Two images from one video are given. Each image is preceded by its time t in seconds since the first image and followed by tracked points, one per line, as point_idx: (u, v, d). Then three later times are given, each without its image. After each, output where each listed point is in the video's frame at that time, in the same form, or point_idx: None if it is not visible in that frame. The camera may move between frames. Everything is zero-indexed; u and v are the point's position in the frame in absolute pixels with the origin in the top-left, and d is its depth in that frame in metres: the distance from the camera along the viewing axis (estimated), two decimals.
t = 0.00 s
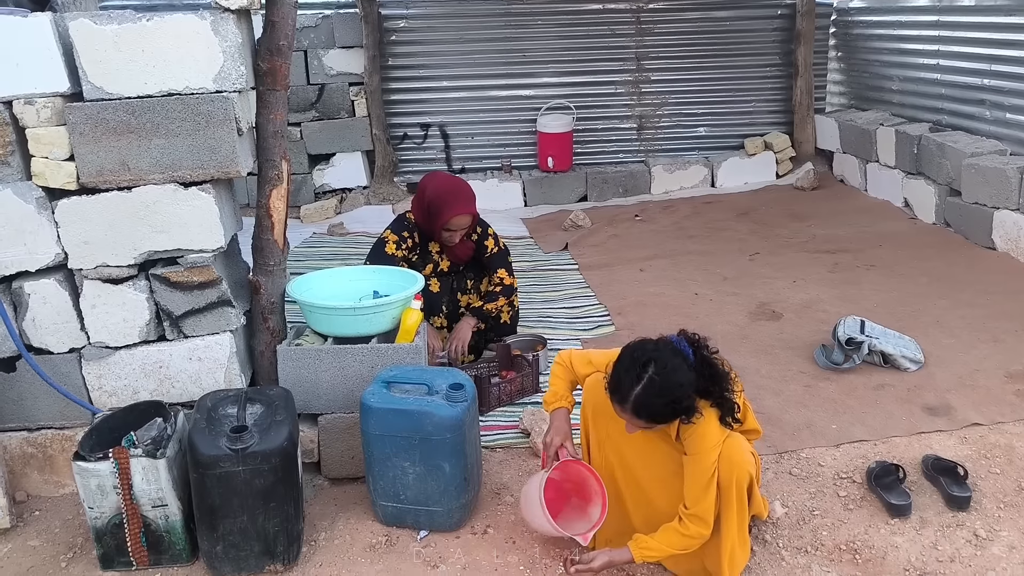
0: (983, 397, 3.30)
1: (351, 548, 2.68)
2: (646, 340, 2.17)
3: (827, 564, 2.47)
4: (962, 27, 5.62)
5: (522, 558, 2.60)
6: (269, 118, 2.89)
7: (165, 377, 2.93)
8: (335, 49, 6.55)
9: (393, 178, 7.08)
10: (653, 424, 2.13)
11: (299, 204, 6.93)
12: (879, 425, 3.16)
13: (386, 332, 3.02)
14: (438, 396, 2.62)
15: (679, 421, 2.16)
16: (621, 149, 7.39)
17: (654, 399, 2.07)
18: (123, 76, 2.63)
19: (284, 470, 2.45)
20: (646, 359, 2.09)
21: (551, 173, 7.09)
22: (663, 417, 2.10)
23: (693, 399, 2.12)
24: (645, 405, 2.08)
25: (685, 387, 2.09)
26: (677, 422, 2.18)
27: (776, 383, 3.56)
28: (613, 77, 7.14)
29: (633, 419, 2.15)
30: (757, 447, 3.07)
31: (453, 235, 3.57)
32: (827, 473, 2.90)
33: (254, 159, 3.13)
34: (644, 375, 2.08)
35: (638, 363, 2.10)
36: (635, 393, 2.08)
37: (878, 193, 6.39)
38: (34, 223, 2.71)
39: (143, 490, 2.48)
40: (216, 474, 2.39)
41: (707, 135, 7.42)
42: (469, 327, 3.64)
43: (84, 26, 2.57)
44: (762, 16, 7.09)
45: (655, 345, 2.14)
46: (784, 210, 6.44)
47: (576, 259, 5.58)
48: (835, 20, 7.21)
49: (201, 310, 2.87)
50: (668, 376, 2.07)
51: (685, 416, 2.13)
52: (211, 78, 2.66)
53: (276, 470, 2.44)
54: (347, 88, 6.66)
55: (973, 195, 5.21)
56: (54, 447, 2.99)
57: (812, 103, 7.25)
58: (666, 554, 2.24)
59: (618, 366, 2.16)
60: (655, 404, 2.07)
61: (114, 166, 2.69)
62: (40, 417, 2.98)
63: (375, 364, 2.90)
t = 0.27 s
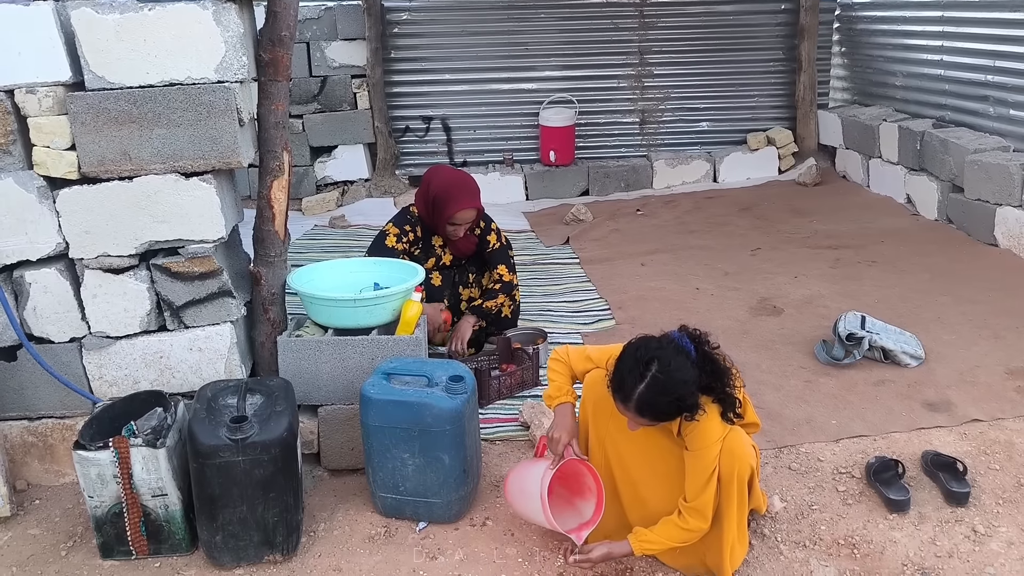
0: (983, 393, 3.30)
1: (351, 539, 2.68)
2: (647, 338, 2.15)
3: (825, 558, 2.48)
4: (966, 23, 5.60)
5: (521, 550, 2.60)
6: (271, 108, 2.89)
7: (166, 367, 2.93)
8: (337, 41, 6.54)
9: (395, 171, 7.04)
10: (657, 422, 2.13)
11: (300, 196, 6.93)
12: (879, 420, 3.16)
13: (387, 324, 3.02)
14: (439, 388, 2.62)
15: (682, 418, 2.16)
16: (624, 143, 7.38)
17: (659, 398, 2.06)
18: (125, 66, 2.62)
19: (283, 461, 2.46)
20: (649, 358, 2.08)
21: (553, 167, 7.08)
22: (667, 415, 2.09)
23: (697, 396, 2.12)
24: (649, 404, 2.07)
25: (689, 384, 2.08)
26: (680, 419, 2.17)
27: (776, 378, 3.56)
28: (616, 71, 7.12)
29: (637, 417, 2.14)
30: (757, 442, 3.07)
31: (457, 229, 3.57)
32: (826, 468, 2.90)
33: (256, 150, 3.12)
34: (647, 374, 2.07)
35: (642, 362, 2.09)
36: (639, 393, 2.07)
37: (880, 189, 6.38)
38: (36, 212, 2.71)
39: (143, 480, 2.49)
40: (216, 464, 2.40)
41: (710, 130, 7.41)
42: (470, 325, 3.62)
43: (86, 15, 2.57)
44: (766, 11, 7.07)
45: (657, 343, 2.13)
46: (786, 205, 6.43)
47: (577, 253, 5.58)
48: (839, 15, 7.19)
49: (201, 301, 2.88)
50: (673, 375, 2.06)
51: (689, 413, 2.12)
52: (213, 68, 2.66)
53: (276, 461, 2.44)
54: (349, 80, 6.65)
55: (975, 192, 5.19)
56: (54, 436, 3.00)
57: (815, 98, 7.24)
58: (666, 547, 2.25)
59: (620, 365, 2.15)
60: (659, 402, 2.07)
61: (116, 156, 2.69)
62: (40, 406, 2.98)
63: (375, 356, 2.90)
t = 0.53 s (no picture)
0: (984, 390, 3.30)
1: (352, 532, 2.69)
2: (650, 332, 2.15)
3: (825, 553, 2.48)
4: (970, 20, 5.60)
5: (521, 544, 2.61)
6: (274, 102, 2.89)
7: (168, 360, 2.94)
8: (340, 35, 6.54)
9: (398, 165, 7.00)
10: (660, 416, 2.14)
11: (303, 190, 6.93)
12: (879, 417, 3.16)
13: (389, 318, 3.03)
14: (440, 382, 2.63)
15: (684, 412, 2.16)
16: (627, 139, 7.37)
17: (662, 392, 2.07)
18: (128, 58, 2.63)
19: (286, 453, 2.47)
20: (652, 352, 2.09)
21: (555, 162, 7.07)
22: (670, 409, 2.10)
23: (700, 390, 2.12)
24: (651, 398, 2.07)
25: (692, 378, 2.09)
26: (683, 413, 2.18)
27: (778, 374, 3.57)
28: (619, 67, 7.12)
29: (639, 411, 2.14)
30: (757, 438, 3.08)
31: (459, 226, 3.57)
32: (827, 464, 2.90)
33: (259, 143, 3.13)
34: (650, 369, 2.07)
35: (644, 356, 2.09)
36: (641, 387, 2.07)
37: (883, 186, 6.37)
38: (39, 204, 2.72)
39: (146, 471, 2.50)
40: (218, 456, 2.40)
41: (713, 126, 7.40)
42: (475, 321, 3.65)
43: (90, 8, 2.58)
44: (769, 7, 7.06)
45: (660, 337, 2.13)
46: (788, 202, 6.42)
47: (579, 249, 5.58)
48: (843, 11, 7.17)
49: (204, 294, 2.88)
50: (676, 369, 2.07)
51: (692, 407, 2.13)
52: (217, 61, 2.66)
53: (278, 453, 2.45)
54: (352, 75, 6.65)
55: (978, 189, 5.19)
56: (57, 428, 3.01)
57: (819, 95, 7.23)
58: (666, 543, 2.25)
59: (623, 359, 2.15)
60: (663, 396, 2.07)
61: (119, 148, 2.69)
62: (43, 398, 3.00)
63: (377, 349, 2.91)
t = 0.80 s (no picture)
0: (990, 389, 3.30)
1: (358, 529, 2.71)
2: (655, 327, 2.16)
3: (830, 552, 2.49)
4: (977, 19, 5.59)
5: (526, 541, 2.61)
6: (281, 100, 2.90)
7: (175, 357, 2.95)
8: (346, 33, 6.54)
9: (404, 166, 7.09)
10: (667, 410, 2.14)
11: (308, 188, 6.94)
12: (884, 415, 3.16)
13: (395, 316, 3.04)
14: (446, 380, 2.64)
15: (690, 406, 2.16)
16: (631, 138, 7.37)
17: (668, 386, 2.07)
18: (136, 57, 2.64)
19: (292, 451, 2.48)
20: (657, 346, 2.09)
21: (560, 160, 7.07)
22: (677, 402, 2.10)
23: (705, 383, 2.13)
24: (656, 391, 2.07)
25: (697, 371, 2.09)
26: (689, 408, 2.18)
27: (783, 372, 3.57)
28: (624, 65, 7.11)
29: (645, 406, 2.15)
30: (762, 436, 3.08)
31: (461, 227, 3.59)
32: (832, 463, 2.90)
33: (265, 142, 3.14)
34: (655, 362, 2.08)
35: (649, 350, 2.10)
36: (646, 380, 2.08)
37: (888, 185, 6.36)
38: (47, 202, 2.74)
39: (153, 468, 2.51)
40: (225, 453, 2.41)
41: (718, 125, 7.39)
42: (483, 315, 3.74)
43: (98, 6, 2.59)
44: (775, 6, 7.05)
45: (665, 331, 2.13)
46: (793, 201, 6.42)
47: (584, 247, 5.58)
48: (848, 10, 7.16)
49: (211, 292, 2.90)
50: (681, 362, 2.07)
51: (698, 401, 2.14)
52: (224, 59, 2.67)
53: (285, 450, 2.46)
54: (357, 73, 6.66)
55: (984, 188, 5.18)
56: (64, 425, 3.02)
57: (824, 94, 7.22)
58: (672, 540, 2.25)
59: (628, 354, 2.15)
60: (669, 390, 2.08)
61: (126, 147, 2.70)
62: (51, 394, 3.01)
63: (382, 347, 2.92)
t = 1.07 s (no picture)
0: (999, 390, 3.29)
1: (366, 529, 2.71)
2: (661, 320, 2.17)
3: (839, 553, 2.48)
4: (986, 18, 5.57)
5: (534, 541, 2.62)
6: (289, 101, 2.91)
7: (185, 357, 2.97)
8: (354, 34, 6.56)
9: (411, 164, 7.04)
10: (672, 402, 2.15)
11: (316, 189, 6.96)
12: (893, 416, 3.16)
13: (404, 316, 3.05)
14: (454, 380, 2.64)
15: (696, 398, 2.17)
16: (639, 138, 7.36)
17: (672, 377, 2.08)
18: (146, 59, 2.66)
19: (301, 451, 2.49)
20: (661, 339, 2.11)
21: (568, 161, 7.07)
22: (681, 394, 2.11)
23: (711, 376, 2.13)
24: (660, 383, 2.09)
25: (702, 364, 2.10)
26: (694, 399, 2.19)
27: (791, 373, 3.56)
28: (632, 65, 7.11)
29: (650, 398, 2.16)
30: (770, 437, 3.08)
31: (471, 228, 3.61)
32: (840, 463, 2.90)
33: (274, 143, 3.15)
34: (660, 354, 2.09)
35: (653, 342, 2.12)
36: (650, 372, 2.09)
37: (897, 185, 6.34)
38: (58, 203, 2.76)
39: (163, 468, 2.52)
40: (235, 453, 2.43)
41: (726, 125, 7.38)
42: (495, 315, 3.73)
43: (108, 8, 2.60)
44: (783, 6, 7.04)
45: (670, 324, 2.15)
46: (801, 201, 6.40)
47: (592, 247, 5.58)
48: (856, 9, 7.14)
49: (220, 292, 2.91)
50: (685, 354, 2.09)
51: (703, 393, 2.14)
52: (233, 61, 2.68)
53: (294, 450, 2.47)
54: (365, 74, 6.67)
55: (993, 188, 5.16)
56: (75, 425, 3.04)
57: (832, 93, 7.20)
58: (681, 534, 2.27)
59: (635, 347, 2.17)
60: (673, 381, 2.09)
61: (136, 148, 2.72)
62: (62, 394, 3.03)
63: (391, 348, 2.93)
